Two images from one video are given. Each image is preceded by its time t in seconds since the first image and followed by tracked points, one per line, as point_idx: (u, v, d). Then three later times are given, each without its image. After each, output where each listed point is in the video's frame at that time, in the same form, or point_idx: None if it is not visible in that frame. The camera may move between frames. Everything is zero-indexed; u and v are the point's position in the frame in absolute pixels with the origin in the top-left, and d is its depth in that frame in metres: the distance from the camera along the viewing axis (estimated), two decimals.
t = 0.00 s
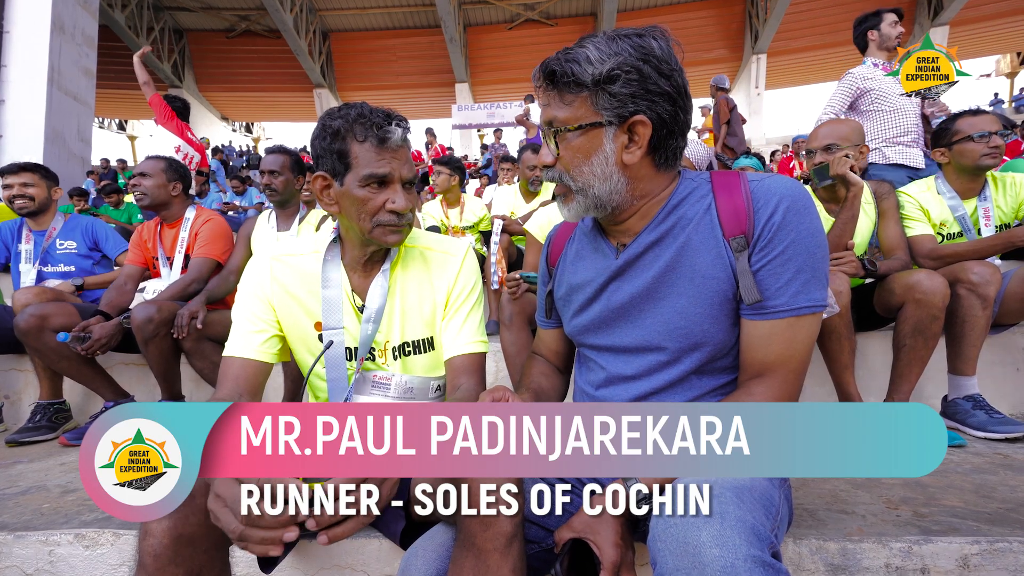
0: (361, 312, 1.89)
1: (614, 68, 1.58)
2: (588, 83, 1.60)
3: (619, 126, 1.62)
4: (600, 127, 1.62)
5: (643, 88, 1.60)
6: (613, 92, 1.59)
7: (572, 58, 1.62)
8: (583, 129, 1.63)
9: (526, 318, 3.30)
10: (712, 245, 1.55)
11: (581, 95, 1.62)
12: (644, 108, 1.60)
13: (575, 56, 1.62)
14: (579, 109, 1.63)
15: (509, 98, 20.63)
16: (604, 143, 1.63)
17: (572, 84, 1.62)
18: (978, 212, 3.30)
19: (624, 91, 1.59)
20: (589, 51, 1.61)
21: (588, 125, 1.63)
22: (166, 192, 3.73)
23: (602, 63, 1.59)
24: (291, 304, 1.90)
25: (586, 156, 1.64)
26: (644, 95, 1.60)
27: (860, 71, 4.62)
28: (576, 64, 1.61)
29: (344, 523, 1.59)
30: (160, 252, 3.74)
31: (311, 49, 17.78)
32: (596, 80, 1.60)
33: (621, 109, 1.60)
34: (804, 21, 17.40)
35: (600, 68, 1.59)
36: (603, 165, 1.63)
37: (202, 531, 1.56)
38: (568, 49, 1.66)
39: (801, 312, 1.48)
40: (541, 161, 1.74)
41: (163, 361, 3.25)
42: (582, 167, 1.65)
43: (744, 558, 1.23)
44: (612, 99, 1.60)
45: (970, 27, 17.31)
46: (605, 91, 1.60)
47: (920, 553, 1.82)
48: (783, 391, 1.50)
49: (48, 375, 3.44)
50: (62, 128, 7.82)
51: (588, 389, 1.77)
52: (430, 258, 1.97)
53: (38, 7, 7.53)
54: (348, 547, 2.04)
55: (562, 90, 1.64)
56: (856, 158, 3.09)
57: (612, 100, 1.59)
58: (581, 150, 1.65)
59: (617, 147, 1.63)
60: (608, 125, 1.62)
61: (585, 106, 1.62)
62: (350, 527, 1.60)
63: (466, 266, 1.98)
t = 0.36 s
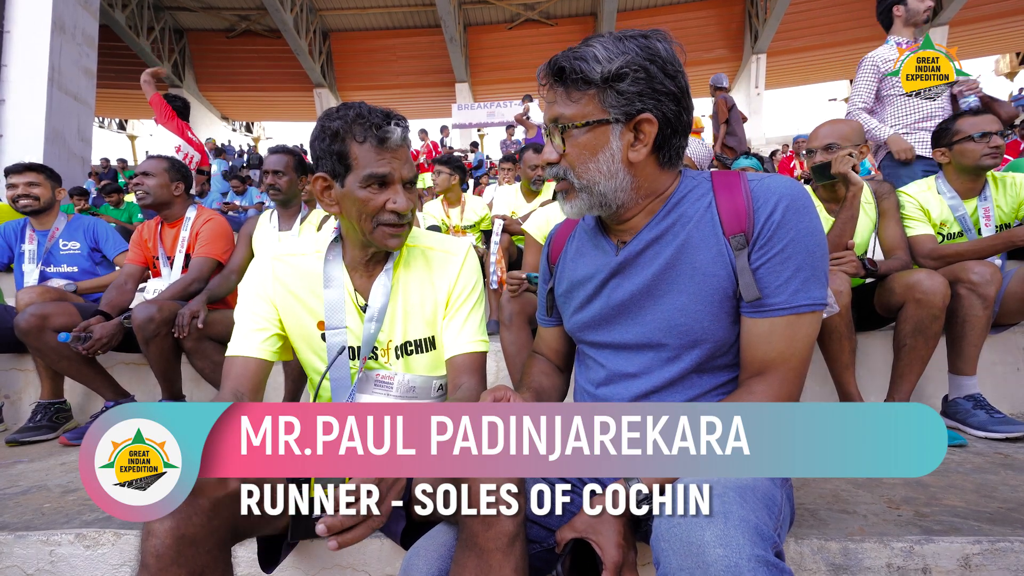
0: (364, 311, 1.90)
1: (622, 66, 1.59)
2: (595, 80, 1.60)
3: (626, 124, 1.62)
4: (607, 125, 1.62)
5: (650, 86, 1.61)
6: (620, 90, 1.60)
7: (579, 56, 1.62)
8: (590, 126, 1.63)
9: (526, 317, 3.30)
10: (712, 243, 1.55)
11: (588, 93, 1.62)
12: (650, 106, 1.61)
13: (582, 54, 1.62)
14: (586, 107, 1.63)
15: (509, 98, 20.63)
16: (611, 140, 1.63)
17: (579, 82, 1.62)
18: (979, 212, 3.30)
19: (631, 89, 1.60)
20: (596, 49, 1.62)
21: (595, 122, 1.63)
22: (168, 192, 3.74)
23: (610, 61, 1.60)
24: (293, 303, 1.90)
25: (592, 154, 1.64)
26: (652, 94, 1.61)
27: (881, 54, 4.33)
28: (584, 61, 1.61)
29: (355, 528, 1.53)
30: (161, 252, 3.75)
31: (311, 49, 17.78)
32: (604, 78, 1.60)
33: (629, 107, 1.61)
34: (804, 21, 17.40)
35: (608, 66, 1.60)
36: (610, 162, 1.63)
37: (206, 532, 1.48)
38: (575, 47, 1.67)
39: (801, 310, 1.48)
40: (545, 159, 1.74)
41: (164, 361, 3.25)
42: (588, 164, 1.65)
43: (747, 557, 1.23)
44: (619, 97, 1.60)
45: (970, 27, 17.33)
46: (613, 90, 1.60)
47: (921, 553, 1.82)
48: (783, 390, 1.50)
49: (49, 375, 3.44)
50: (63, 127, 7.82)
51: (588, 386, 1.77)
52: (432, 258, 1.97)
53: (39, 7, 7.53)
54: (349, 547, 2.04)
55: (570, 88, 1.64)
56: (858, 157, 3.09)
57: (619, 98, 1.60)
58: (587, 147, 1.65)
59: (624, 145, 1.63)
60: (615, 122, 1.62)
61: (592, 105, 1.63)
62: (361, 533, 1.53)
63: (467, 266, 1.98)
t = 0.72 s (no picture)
0: (365, 312, 1.90)
1: (631, 64, 1.60)
2: (605, 77, 1.61)
3: (634, 121, 1.62)
4: (615, 121, 1.62)
5: (658, 84, 1.62)
6: (630, 86, 1.60)
7: (589, 53, 1.62)
8: (599, 122, 1.63)
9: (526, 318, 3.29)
10: (714, 243, 1.55)
11: (597, 89, 1.63)
12: (659, 104, 1.62)
13: (592, 51, 1.62)
14: (595, 103, 1.63)
15: (509, 98, 20.62)
16: (619, 136, 1.63)
17: (589, 79, 1.63)
18: (979, 213, 3.30)
19: (641, 86, 1.60)
20: (605, 48, 1.62)
21: (603, 118, 1.63)
22: (171, 192, 3.74)
23: (619, 58, 1.61)
24: (294, 303, 1.90)
25: (600, 150, 1.64)
26: (660, 91, 1.62)
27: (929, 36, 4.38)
28: (593, 59, 1.62)
29: (359, 523, 1.52)
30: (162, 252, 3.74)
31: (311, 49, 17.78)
32: (614, 74, 1.61)
33: (637, 104, 1.61)
34: (804, 22, 17.40)
35: (618, 63, 1.61)
36: (617, 158, 1.63)
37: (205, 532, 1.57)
38: (584, 45, 1.67)
39: (802, 310, 1.48)
40: (552, 156, 1.73)
41: (164, 361, 3.25)
42: (596, 160, 1.64)
43: (751, 558, 1.23)
44: (628, 94, 1.61)
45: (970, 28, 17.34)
46: (622, 86, 1.61)
47: (923, 554, 1.82)
48: (785, 391, 1.49)
49: (49, 375, 3.44)
50: (63, 127, 7.83)
51: (589, 385, 1.77)
52: (434, 259, 1.97)
53: (40, 8, 7.53)
54: (350, 547, 2.03)
55: (579, 85, 1.64)
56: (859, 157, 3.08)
57: (628, 94, 1.61)
58: (596, 143, 1.64)
59: (632, 141, 1.63)
60: (624, 118, 1.62)
61: (602, 101, 1.63)
62: (365, 528, 1.53)
63: (469, 266, 1.98)
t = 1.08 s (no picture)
0: (365, 313, 1.90)
1: (624, 65, 1.61)
2: (598, 80, 1.62)
3: (628, 122, 1.63)
4: (610, 122, 1.63)
5: (652, 85, 1.62)
6: (623, 88, 1.61)
7: (583, 57, 1.64)
8: (593, 124, 1.64)
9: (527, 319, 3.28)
10: (715, 245, 1.55)
11: (591, 92, 1.64)
12: (653, 105, 1.62)
13: (586, 55, 1.64)
14: (589, 106, 1.64)
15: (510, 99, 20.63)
16: (614, 138, 1.63)
17: (582, 81, 1.64)
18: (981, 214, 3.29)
19: (634, 87, 1.61)
20: (599, 51, 1.63)
21: (598, 120, 1.64)
22: (172, 192, 3.74)
23: (613, 61, 1.62)
24: (294, 304, 1.90)
25: (595, 152, 1.65)
26: (653, 92, 1.62)
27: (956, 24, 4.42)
28: (587, 62, 1.63)
29: (353, 523, 1.60)
30: (163, 253, 3.74)
31: (312, 50, 17.80)
32: (607, 77, 1.61)
33: (631, 105, 1.62)
34: (805, 23, 17.42)
35: (611, 66, 1.61)
36: (613, 159, 1.64)
37: (205, 533, 1.56)
38: (580, 48, 1.69)
39: (803, 312, 1.48)
40: (550, 159, 1.75)
41: (165, 361, 3.25)
42: (591, 161, 1.65)
43: (751, 560, 1.23)
44: (622, 95, 1.61)
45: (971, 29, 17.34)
46: (616, 88, 1.61)
47: (924, 556, 1.81)
48: (787, 391, 1.50)
49: (50, 376, 3.44)
50: (64, 127, 7.83)
51: (591, 387, 1.77)
52: (435, 259, 1.97)
53: (40, 8, 7.53)
54: (350, 548, 2.03)
55: (573, 88, 1.66)
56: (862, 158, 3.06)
57: (622, 96, 1.61)
58: (590, 145, 1.65)
59: (626, 143, 1.63)
60: (618, 120, 1.62)
61: (596, 103, 1.63)
62: (359, 527, 1.60)
63: (470, 267, 1.97)
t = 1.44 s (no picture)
0: (365, 314, 1.91)
1: (618, 61, 1.63)
2: (591, 75, 1.64)
3: (621, 117, 1.63)
4: (602, 118, 1.64)
5: (646, 81, 1.62)
6: (616, 83, 1.63)
7: (579, 53, 1.67)
8: (587, 119, 1.66)
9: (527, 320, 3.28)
10: (716, 246, 1.55)
11: (586, 87, 1.66)
12: (645, 101, 1.62)
13: (583, 52, 1.66)
14: (583, 101, 1.66)
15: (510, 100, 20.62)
16: (606, 133, 1.64)
17: (577, 77, 1.67)
18: (981, 218, 3.32)
19: (626, 83, 1.62)
20: (596, 48, 1.66)
21: (591, 115, 1.65)
22: (171, 192, 3.74)
23: (607, 56, 1.64)
24: (294, 304, 1.90)
25: (587, 147, 1.66)
26: (646, 88, 1.62)
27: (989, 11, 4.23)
28: (583, 58, 1.66)
29: (350, 525, 1.59)
30: (163, 253, 3.74)
31: (312, 50, 17.79)
32: (599, 72, 1.64)
33: (623, 100, 1.63)
34: (805, 23, 17.41)
35: (604, 60, 1.64)
36: (604, 155, 1.65)
37: (204, 533, 1.57)
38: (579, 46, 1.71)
39: (805, 312, 1.48)
40: (548, 155, 1.77)
41: (166, 362, 3.25)
42: (584, 156, 1.67)
43: (766, 561, 1.22)
44: (614, 90, 1.63)
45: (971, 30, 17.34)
46: (610, 83, 1.63)
47: (924, 556, 1.81)
48: (789, 392, 1.50)
49: (50, 376, 3.44)
50: (64, 128, 7.83)
51: (591, 389, 1.77)
52: (435, 260, 1.97)
53: (40, 8, 7.53)
54: (350, 548, 2.03)
55: (569, 84, 1.68)
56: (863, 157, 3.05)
57: (614, 91, 1.63)
58: (583, 140, 1.67)
59: (619, 138, 1.64)
60: (610, 115, 1.63)
61: (589, 99, 1.65)
62: (356, 529, 1.60)
63: (470, 268, 1.97)
